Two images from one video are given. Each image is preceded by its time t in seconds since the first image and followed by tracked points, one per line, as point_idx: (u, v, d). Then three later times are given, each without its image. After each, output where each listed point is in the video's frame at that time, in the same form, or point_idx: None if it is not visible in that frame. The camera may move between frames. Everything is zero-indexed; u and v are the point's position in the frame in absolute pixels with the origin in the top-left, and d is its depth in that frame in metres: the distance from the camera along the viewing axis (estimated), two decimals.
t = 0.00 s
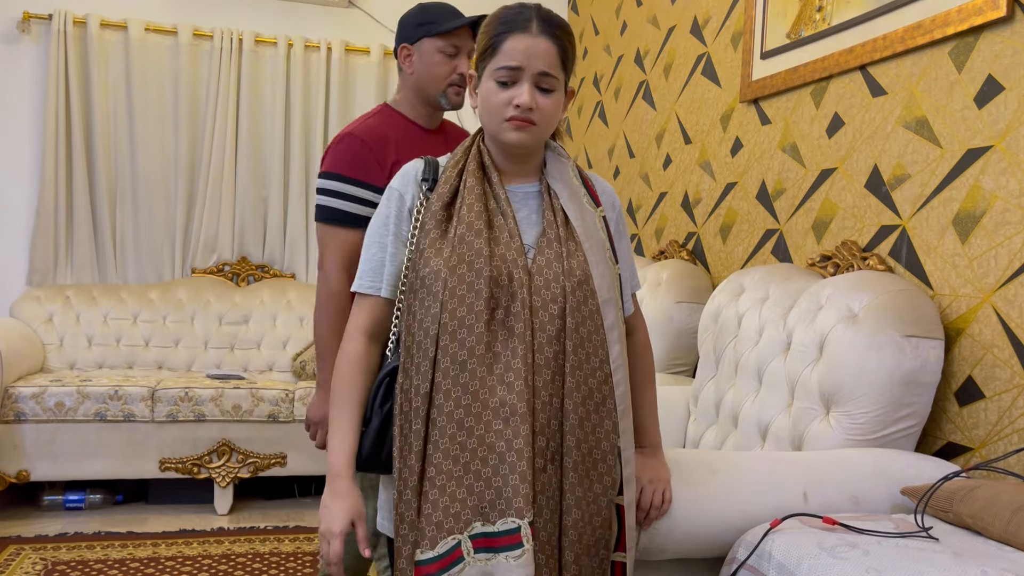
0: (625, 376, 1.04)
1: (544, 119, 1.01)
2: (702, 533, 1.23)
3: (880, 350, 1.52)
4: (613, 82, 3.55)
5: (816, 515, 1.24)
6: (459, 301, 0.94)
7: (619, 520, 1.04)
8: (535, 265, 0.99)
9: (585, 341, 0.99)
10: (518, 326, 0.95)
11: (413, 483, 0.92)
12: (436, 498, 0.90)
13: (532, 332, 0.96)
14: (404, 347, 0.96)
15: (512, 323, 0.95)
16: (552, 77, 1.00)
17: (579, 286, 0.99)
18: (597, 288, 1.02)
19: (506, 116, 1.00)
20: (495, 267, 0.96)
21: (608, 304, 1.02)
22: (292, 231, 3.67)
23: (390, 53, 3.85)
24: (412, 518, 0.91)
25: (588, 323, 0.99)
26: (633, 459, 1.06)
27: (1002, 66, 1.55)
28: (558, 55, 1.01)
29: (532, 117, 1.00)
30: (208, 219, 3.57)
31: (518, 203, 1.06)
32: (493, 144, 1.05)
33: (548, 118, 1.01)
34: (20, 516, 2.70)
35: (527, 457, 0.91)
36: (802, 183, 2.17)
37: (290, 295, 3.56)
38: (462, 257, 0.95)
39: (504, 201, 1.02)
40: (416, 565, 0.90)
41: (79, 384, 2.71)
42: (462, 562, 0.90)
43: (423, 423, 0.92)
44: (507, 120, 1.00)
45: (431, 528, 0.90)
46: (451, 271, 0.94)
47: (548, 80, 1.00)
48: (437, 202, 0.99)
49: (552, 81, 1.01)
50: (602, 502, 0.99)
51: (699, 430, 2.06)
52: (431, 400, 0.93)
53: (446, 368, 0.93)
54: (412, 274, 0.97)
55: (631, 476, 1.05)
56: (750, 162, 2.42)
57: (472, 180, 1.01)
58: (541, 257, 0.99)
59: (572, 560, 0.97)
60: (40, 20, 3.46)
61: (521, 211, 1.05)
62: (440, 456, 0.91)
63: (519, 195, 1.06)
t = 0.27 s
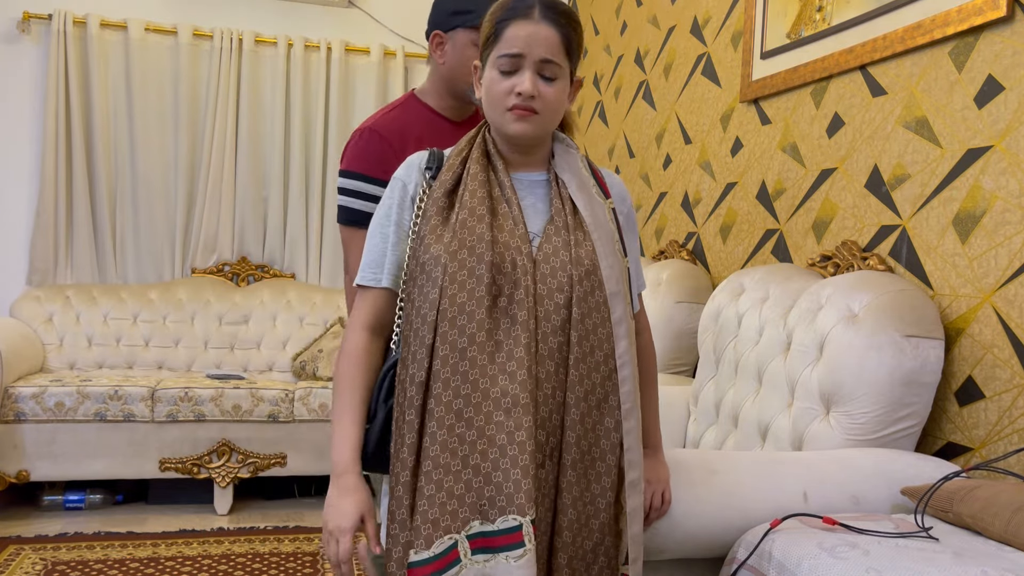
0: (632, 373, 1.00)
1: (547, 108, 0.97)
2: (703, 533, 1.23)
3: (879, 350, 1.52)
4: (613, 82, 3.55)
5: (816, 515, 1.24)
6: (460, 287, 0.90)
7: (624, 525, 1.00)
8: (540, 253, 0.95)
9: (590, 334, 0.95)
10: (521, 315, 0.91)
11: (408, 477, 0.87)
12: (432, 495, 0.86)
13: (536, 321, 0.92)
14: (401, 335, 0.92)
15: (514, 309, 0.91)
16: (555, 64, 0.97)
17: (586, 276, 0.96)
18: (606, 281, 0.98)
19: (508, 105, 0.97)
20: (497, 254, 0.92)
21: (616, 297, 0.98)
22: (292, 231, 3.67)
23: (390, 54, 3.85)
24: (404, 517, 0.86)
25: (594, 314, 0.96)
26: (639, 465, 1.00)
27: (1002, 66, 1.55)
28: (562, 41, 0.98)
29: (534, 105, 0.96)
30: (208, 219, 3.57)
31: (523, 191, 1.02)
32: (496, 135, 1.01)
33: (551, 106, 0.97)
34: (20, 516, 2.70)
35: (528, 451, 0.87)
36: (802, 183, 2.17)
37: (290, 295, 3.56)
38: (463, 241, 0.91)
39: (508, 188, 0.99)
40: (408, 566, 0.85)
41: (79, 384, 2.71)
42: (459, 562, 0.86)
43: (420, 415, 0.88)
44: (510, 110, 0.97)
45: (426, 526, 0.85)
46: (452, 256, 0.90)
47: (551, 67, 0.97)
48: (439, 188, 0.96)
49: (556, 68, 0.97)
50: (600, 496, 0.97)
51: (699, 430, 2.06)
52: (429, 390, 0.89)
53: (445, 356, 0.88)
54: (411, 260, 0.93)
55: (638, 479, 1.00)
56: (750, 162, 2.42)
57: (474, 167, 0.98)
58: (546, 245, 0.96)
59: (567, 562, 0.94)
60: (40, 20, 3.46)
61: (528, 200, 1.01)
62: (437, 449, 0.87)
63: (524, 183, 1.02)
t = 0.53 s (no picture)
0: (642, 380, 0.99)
1: (531, 96, 0.94)
2: (703, 533, 1.23)
3: (879, 350, 1.52)
4: (613, 82, 3.55)
5: (816, 515, 1.24)
6: (469, 283, 0.88)
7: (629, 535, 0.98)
8: (552, 253, 0.94)
9: (602, 338, 0.94)
10: (531, 313, 0.89)
11: (411, 476, 0.86)
12: (438, 494, 0.84)
13: (546, 320, 0.91)
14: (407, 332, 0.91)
15: (524, 308, 0.90)
16: (538, 49, 0.93)
17: (600, 278, 0.94)
18: (620, 285, 0.97)
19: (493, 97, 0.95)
20: (507, 251, 0.91)
21: (629, 300, 0.97)
22: (292, 231, 3.68)
23: (390, 54, 3.85)
24: (401, 518, 0.85)
25: (606, 318, 0.95)
26: (642, 473, 0.98)
27: (1002, 66, 1.55)
28: (546, 27, 0.94)
29: (516, 93, 0.94)
30: (208, 219, 3.57)
31: (536, 187, 1.00)
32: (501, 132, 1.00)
33: (536, 95, 0.94)
34: (20, 516, 2.70)
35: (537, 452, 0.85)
36: (802, 183, 2.17)
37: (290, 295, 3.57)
38: (473, 238, 0.90)
39: (519, 184, 0.97)
40: (412, 569, 0.83)
41: (79, 384, 2.71)
42: (464, 567, 0.83)
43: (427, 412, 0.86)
44: (494, 102, 0.95)
45: (431, 528, 0.83)
46: (462, 252, 0.89)
47: (534, 53, 0.94)
48: (451, 184, 0.95)
49: (540, 53, 0.94)
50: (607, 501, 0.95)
51: (699, 430, 2.06)
52: (436, 387, 0.87)
53: (454, 353, 0.87)
54: (420, 256, 0.92)
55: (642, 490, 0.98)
56: (750, 162, 2.42)
57: (486, 163, 0.96)
58: (559, 246, 0.94)
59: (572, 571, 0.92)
60: (40, 20, 3.46)
61: (541, 197, 1.00)
62: (444, 447, 0.85)
63: (537, 180, 1.00)
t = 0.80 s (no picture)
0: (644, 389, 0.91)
1: (512, 72, 0.87)
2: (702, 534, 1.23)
3: (879, 350, 1.52)
4: (613, 82, 3.56)
5: (817, 515, 1.24)
6: (463, 277, 0.83)
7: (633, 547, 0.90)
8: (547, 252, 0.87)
9: (601, 345, 0.87)
10: (526, 306, 0.83)
11: (403, 470, 0.81)
12: (431, 488, 0.78)
13: (540, 316, 0.85)
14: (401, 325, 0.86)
15: (519, 301, 0.84)
16: (525, 27, 0.88)
17: (596, 284, 0.87)
18: (620, 291, 0.89)
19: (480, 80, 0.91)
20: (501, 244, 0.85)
21: (629, 306, 0.90)
22: (292, 231, 3.68)
23: (391, 54, 3.85)
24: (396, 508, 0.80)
25: (605, 325, 0.87)
26: (647, 481, 0.91)
27: (1002, 66, 1.55)
28: (539, 5, 0.89)
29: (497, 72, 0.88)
30: (208, 219, 3.57)
31: (532, 184, 0.93)
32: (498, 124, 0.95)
33: (518, 72, 0.87)
34: (20, 516, 2.70)
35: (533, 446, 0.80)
36: (802, 183, 2.17)
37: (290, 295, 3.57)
38: (466, 229, 0.85)
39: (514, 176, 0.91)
40: (405, 562, 0.78)
41: (79, 384, 2.71)
42: (458, 560, 0.78)
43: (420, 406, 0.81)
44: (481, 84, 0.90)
45: (425, 521, 0.77)
46: (455, 244, 0.84)
47: (522, 32, 0.88)
48: (447, 175, 0.89)
49: (527, 32, 0.88)
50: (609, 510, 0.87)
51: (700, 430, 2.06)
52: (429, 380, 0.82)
53: (446, 345, 0.81)
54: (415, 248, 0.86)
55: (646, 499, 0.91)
56: (750, 162, 2.42)
57: (483, 154, 0.91)
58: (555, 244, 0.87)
59: None
60: (40, 20, 3.46)
61: (536, 194, 0.93)
62: (437, 441, 0.79)
63: (533, 176, 0.93)
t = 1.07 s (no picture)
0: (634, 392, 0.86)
1: (521, 64, 0.85)
2: (703, 534, 1.23)
3: (879, 350, 1.52)
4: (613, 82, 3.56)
5: (817, 515, 1.24)
6: (440, 276, 0.83)
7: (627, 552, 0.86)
8: (528, 253, 0.84)
9: (584, 348, 0.82)
10: (501, 307, 0.81)
11: (380, 467, 0.82)
12: (403, 486, 0.80)
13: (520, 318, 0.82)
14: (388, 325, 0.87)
15: (496, 304, 0.82)
16: (541, 22, 0.87)
17: (580, 286, 0.83)
18: (606, 293, 0.84)
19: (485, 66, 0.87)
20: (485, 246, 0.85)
21: (615, 308, 0.85)
22: (292, 231, 3.68)
23: (390, 53, 3.85)
24: (372, 504, 0.81)
25: (589, 327, 0.83)
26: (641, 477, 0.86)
27: (1002, 66, 1.55)
28: (556, 3, 0.87)
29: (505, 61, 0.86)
30: (208, 219, 3.57)
31: (522, 186, 0.91)
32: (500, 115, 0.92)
33: (528, 65, 0.85)
34: (20, 516, 2.70)
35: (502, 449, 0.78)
36: (802, 183, 2.17)
37: (290, 295, 3.57)
38: (449, 230, 0.84)
39: (503, 178, 0.89)
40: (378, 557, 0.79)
41: (79, 384, 2.71)
42: (430, 554, 0.79)
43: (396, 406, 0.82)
44: (486, 68, 0.87)
45: (397, 517, 0.78)
46: (437, 245, 0.84)
47: (536, 26, 0.87)
48: (438, 176, 0.89)
49: (541, 27, 0.86)
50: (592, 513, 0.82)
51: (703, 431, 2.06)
52: (406, 380, 0.83)
53: (421, 347, 0.82)
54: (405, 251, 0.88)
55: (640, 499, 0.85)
56: (750, 162, 2.42)
57: (475, 155, 0.90)
58: (537, 245, 0.85)
59: None
60: (40, 20, 3.46)
61: (525, 196, 0.91)
62: (410, 440, 0.80)
63: (523, 178, 0.91)
